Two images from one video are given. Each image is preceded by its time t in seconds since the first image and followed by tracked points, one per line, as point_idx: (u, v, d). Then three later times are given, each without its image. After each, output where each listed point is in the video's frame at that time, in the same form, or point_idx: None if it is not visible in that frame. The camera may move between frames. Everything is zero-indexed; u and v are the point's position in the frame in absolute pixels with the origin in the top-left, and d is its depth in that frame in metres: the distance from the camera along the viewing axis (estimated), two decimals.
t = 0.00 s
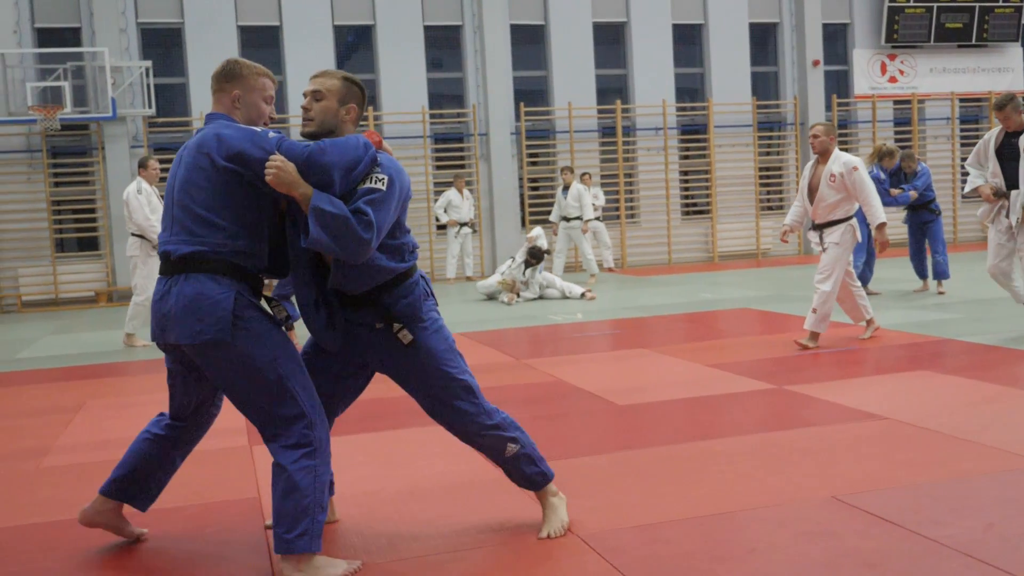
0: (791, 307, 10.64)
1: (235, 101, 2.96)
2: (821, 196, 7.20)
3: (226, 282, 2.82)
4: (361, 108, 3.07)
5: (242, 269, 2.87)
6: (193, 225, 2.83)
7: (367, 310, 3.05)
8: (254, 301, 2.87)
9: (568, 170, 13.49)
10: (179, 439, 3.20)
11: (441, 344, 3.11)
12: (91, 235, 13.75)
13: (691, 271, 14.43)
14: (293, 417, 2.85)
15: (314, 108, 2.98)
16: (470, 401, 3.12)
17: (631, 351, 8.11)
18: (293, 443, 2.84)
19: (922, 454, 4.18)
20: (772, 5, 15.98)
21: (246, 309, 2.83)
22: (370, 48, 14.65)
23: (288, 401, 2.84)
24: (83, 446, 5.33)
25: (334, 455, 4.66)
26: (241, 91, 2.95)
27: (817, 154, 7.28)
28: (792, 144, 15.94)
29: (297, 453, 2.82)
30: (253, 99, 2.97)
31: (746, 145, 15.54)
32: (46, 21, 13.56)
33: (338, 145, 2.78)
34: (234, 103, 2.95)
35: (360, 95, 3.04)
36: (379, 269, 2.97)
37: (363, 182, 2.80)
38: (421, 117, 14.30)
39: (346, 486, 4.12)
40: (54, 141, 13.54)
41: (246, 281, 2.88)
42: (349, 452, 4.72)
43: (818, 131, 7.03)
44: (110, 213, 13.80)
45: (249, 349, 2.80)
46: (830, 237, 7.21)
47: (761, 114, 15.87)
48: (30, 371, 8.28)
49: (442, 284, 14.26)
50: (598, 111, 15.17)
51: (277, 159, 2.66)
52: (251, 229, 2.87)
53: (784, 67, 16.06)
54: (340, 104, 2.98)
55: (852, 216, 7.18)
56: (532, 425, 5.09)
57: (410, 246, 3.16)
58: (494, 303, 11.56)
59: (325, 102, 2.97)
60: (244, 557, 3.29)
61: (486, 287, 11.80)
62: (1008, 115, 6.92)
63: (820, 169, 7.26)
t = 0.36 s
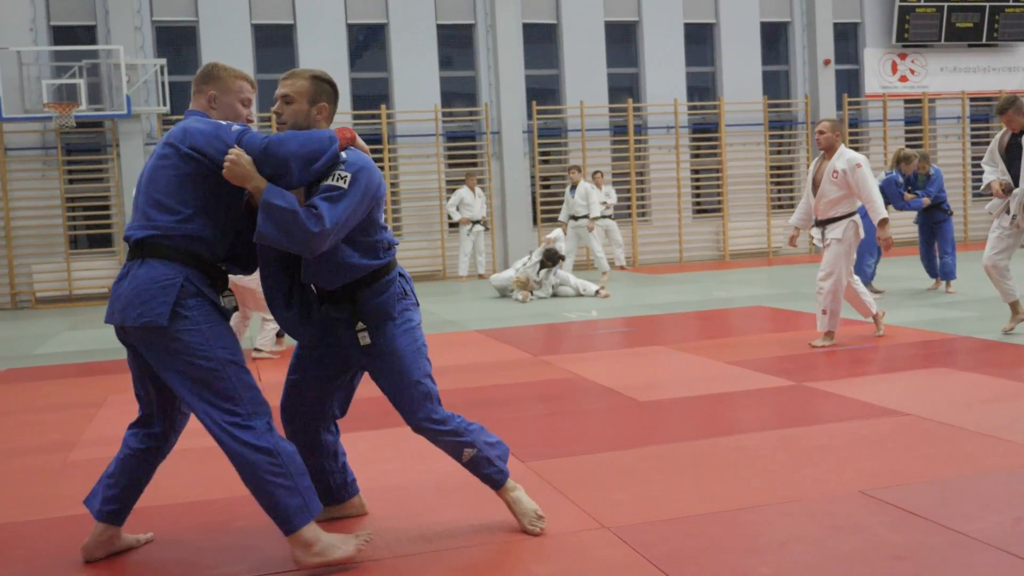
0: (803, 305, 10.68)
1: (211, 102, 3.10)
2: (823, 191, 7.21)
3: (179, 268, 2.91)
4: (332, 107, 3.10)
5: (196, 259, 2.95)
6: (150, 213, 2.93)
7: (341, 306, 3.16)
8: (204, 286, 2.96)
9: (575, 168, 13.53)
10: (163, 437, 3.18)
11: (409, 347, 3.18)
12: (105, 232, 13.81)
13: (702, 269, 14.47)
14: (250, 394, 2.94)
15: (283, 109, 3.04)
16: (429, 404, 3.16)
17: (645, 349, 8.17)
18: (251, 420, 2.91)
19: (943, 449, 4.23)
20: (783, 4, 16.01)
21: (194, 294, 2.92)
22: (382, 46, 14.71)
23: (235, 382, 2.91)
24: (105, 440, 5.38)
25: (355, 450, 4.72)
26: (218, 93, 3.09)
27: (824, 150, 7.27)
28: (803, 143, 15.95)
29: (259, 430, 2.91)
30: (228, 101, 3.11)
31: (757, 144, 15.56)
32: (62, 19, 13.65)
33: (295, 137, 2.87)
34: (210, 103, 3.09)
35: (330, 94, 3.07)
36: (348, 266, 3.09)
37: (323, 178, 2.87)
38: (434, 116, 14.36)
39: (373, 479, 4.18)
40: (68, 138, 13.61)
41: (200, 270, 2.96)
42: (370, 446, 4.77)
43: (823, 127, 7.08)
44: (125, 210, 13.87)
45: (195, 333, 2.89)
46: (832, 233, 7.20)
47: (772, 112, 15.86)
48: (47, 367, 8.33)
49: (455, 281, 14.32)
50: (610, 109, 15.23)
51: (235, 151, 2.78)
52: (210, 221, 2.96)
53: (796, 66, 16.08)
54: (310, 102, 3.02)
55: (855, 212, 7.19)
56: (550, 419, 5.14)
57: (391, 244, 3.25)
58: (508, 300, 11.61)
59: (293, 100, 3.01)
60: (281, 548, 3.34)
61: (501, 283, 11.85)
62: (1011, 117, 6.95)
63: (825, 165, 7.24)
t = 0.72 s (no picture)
0: (811, 304, 10.70)
1: (177, 96, 3.03)
2: (823, 187, 7.23)
3: (136, 262, 2.91)
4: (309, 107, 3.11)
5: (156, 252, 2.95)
6: (110, 207, 2.94)
7: (320, 299, 3.19)
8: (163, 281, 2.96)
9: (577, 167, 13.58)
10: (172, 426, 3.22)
11: (369, 340, 3.12)
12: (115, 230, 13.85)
13: (710, 269, 14.50)
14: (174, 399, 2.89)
15: (260, 105, 3.04)
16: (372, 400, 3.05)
17: (657, 347, 8.20)
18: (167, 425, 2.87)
19: (964, 444, 4.26)
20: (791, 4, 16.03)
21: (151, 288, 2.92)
22: (391, 46, 14.75)
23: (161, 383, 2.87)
24: (122, 435, 5.39)
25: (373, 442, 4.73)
26: (183, 86, 3.02)
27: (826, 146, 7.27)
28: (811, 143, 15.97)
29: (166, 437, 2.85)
30: (196, 97, 3.04)
31: (765, 144, 15.59)
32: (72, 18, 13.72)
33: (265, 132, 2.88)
34: (177, 97, 3.03)
35: (309, 92, 3.09)
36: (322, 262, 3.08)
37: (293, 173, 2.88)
38: (442, 115, 14.40)
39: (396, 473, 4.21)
40: (79, 136, 13.66)
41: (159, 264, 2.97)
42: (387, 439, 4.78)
43: (826, 123, 7.08)
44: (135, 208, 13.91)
45: (137, 328, 2.87)
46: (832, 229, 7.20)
47: (780, 112, 15.86)
48: (59, 364, 8.34)
49: (463, 280, 14.36)
50: (618, 109, 15.25)
51: (203, 147, 2.78)
52: (173, 216, 2.97)
53: (803, 66, 16.11)
54: (284, 99, 3.03)
55: (856, 208, 7.14)
56: (567, 416, 5.15)
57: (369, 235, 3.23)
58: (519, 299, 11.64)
59: (268, 98, 3.03)
60: (310, 542, 3.37)
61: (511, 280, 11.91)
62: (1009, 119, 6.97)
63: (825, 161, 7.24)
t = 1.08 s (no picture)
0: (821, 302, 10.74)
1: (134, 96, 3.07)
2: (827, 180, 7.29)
3: (102, 270, 2.98)
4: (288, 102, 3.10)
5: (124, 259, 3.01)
6: (82, 215, 3.01)
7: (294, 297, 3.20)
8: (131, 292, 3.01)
9: (580, 166, 13.69)
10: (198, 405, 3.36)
11: (323, 335, 3.09)
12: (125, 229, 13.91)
13: (718, 267, 14.54)
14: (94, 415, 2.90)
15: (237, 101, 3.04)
16: (314, 393, 3.03)
17: (669, 344, 8.23)
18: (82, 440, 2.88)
19: (985, 441, 4.29)
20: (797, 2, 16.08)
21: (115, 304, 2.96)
22: (399, 46, 14.80)
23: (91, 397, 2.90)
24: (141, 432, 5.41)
25: (394, 439, 4.75)
26: (139, 86, 3.07)
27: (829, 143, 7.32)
28: (817, 141, 16.02)
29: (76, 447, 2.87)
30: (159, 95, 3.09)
31: (772, 142, 15.63)
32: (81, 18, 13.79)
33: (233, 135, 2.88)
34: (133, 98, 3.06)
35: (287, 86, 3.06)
36: (298, 257, 3.09)
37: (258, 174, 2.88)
38: (450, 115, 14.45)
39: (422, 468, 4.24)
40: (89, 136, 13.74)
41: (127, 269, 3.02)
42: (407, 435, 4.80)
43: (829, 120, 7.13)
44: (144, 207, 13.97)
45: (90, 342, 2.93)
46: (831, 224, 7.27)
47: (786, 112, 15.91)
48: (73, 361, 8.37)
49: (471, 278, 14.40)
50: (624, 108, 15.26)
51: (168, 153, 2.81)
52: (145, 218, 3.02)
53: (810, 64, 16.15)
54: (260, 96, 3.02)
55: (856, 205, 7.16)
56: (584, 413, 5.18)
57: (346, 237, 3.21)
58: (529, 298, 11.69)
59: (243, 95, 3.01)
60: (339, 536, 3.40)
61: (521, 277, 11.98)
62: (1006, 121, 6.98)
63: (827, 158, 7.27)
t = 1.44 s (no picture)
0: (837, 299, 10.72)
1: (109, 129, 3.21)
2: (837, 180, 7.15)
3: (74, 298, 3.07)
4: (263, 109, 3.08)
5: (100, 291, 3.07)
6: (63, 241, 3.11)
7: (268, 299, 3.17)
8: (104, 319, 3.07)
9: (587, 165, 13.75)
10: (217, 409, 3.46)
11: (284, 345, 3.06)
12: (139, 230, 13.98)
13: (730, 265, 14.53)
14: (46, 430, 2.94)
15: (213, 109, 3.06)
16: (271, 404, 3.02)
17: (687, 343, 8.24)
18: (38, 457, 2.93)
19: (1012, 438, 4.28)
20: None
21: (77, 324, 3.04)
22: (411, 45, 14.81)
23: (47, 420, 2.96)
24: (165, 430, 5.41)
25: (421, 437, 4.74)
26: (113, 117, 3.19)
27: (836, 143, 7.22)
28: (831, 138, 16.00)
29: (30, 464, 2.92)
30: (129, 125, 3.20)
31: (785, 140, 15.64)
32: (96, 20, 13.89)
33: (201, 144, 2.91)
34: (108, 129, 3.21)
35: (258, 93, 3.04)
36: (265, 264, 3.07)
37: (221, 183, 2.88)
38: (463, 113, 14.44)
39: (449, 465, 4.26)
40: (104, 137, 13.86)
41: (100, 298, 3.08)
42: (434, 433, 4.79)
43: (835, 120, 7.05)
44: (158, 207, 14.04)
45: (52, 368, 3.02)
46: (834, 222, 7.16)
47: (800, 108, 15.93)
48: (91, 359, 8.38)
49: (483, 277, 14.43)
50: (637, 106, 15.23)
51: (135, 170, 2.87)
52: (117, 239, 3.08)
53: (823, 61, 16.14)
54: (231, 101, 3.02)
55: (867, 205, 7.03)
56: (611, 412, 5.16)
57: (318, 241, 3.16)
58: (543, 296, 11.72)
59: (217, 98, 3.03)
60: (375, 533, 3.40)
61: (535, 276, 12.05)
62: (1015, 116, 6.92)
63: (834, 158, 7.17)
